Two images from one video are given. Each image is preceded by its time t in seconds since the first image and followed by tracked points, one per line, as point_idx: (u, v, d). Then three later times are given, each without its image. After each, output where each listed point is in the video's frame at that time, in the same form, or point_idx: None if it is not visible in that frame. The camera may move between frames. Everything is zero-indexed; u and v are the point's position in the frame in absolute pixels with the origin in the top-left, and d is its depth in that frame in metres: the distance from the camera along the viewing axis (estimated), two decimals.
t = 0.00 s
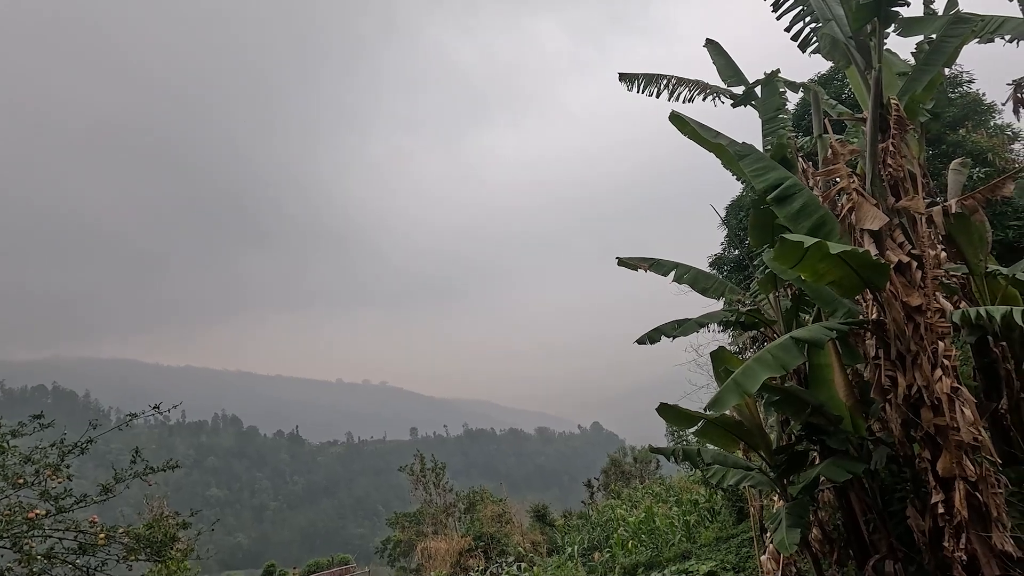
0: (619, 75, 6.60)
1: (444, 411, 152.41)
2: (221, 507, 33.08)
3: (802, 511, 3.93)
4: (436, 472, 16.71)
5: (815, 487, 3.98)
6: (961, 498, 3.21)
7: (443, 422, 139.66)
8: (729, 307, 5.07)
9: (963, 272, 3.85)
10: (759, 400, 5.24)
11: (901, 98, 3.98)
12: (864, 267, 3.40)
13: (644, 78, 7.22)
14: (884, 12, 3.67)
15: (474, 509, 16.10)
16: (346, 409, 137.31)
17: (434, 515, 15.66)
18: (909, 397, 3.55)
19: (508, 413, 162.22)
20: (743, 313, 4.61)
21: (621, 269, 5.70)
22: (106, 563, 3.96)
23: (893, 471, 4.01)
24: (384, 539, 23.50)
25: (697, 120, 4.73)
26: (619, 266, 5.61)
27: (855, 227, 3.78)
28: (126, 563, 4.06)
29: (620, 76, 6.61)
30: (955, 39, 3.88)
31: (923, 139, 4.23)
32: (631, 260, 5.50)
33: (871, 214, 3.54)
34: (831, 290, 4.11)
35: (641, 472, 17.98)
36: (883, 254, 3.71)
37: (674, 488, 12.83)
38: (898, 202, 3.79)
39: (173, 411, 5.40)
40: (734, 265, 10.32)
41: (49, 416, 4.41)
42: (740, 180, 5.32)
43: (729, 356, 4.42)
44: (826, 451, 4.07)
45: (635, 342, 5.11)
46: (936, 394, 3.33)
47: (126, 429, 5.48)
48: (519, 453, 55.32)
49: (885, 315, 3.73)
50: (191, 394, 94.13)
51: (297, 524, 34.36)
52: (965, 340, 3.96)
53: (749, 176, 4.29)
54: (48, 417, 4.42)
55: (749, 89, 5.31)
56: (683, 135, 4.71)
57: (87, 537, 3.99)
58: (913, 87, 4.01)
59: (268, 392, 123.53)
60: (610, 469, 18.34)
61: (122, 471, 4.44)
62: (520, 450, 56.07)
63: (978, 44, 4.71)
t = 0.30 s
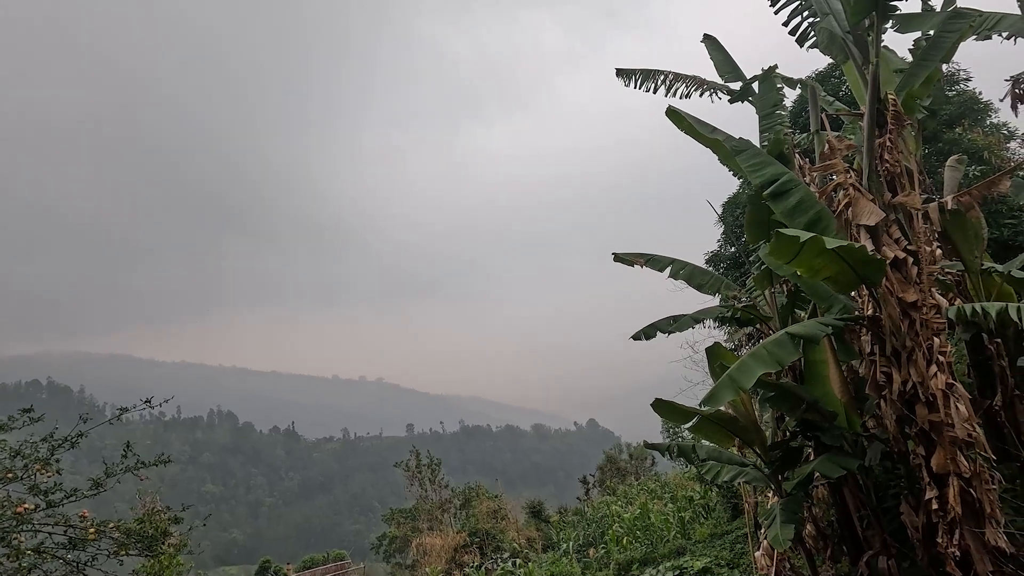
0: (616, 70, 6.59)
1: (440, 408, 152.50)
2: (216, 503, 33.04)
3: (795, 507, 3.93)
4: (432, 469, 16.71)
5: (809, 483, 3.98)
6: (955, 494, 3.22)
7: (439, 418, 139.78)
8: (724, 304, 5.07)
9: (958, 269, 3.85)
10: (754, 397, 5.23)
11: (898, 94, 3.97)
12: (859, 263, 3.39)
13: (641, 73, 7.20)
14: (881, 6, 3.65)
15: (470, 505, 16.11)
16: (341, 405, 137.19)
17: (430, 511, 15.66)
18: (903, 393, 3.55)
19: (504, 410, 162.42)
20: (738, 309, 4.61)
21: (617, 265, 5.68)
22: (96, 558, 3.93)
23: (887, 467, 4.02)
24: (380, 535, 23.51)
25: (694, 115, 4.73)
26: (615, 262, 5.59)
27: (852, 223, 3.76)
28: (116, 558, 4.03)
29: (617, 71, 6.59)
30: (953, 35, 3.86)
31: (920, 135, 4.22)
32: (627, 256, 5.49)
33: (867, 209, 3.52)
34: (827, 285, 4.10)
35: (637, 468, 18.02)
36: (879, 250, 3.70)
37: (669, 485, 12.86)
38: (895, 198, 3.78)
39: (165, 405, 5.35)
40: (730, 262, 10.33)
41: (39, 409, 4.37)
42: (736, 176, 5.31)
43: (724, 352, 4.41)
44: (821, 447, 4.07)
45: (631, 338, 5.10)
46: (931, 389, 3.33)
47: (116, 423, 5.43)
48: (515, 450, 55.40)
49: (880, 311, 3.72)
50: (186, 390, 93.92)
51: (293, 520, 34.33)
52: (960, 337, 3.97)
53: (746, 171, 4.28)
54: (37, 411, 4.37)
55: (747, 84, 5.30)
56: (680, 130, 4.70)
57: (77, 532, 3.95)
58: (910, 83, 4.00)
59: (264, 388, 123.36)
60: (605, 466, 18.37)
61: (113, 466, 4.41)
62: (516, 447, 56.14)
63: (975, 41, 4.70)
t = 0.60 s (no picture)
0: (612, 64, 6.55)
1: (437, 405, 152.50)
2: (212, 500, 32.97)
3: (790, 503, 3.91)
4: (428, 465, 16.69)
5: (803, 478, 3.96)
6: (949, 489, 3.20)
7: (435, 416, 139.77)
8: (720, 299, 5.04)
9: (954, 265, 3.84)
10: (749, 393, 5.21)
11: (894, 87, 3.94)
12: (855, 256, 3.35)
13: (637, 68, 7.16)
14: None
15: (465, 501, 16.09)
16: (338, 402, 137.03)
17: (425, 508, 15.65)
18: (898, 388, 3.52)
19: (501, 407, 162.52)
20: (733, 304, 4.58)
21: (613, 260, 5.65)
22: (83, 554, 3.88)
23: (881, 463, 3.99)
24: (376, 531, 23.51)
25: (690, 108, 4.69)
26: (610, 257, 5.56)
27: (847, 216, 3.73)
28: (104, 554, 3.98)
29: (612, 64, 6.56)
30: (949, 28, 3.84)
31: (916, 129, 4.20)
32: (622, 251, 5.45)
33: (863, 203, 3.49)
34: (822, 280, 4.07)
35: (632, 465, 18.03)
36: (875, 244, 3.67)
37: (664, 482, 12.87)
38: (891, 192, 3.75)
39: (153, 400, 5.28)
40: (726, 259, 10.31)
41: (24, 404, 4.30)
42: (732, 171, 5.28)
43: (719, 347, 4.39)
44: (816, 442, 4.04)
45: (625, 333, 5.08)
46: (926, 384, 3.30)
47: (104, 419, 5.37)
48: (511, 446, 55.44)
49: (876, 306, 3.69)
50: (182, 386, 93.67)
51: (289, 516, 34.26)
52: (954, 333, 3.97)
53: (741, 165, 4.25)
54: (23, 406, 4.31)
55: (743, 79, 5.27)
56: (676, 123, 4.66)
57: (63, 528, 3.90)
58: (907, 76, 3.98)
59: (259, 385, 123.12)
60: (601, 463, 18.36)
61: (100, 462, 4.35)
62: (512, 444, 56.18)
63: (971, 36, 4.69)
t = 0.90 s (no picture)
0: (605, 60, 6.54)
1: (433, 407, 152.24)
2: (208, 502, 32.83)
3: (783, 498, 3.88)
4: (423, 466, 16.63)
5: (796, 474, 3.94)
6: (942, 483, 3.18)
7: (432, 417, 139.52)
8: (713, 294, 5.01)
9: (947, 260, 3.84)
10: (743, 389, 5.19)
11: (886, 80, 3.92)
12: (847, 248, 3.32)
13: (631, 64, 7.15)
14: None
15: (461, 502, 16.04)
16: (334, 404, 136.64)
17: (421, 509, 15.58)
18: (890, 382, 3.50)
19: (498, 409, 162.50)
20: (726, 299, 4.56)
21: (605, 256, 5.62)
22: (66, 553, 3.80)
23: (875, 459, 3.97)
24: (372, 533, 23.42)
25: (683, 102, 4.67)
26: (603, 253, 5.53)
27: (839, 209, 3.70)
28: (87, 552, 3.90)
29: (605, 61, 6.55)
30: (940, 20, 3.82)
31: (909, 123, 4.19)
32: (615, 247, 5.42)
33: (855, 194, 3.46)
34: (813, 273, 4.04)
35: (629, 466, 17.99)
36: (867, 236, 3.65)
37: (660, 482, 12.85)
38: (883, 184, 3.73)
39: (139, 397, 5.20)
40: (721, 258, 10.31)
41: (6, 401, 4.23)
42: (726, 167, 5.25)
43: (712, 341, 4.36)
44: (808, 438, 4.02)
45: (618, 329, 5.05)
46: (918, 377, 3.28)
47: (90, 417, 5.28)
48: (508, 448, 55.36)
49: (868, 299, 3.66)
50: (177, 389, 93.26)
51: (286, 519, 34.10)
52: (947, 330, 3.99)
53: (734, 159, 4.22)
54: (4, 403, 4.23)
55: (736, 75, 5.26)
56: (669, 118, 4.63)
57: (44, 526, 3.81)
58: (899, 69, 3.97)
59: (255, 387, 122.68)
60: (598, 464, 18.33)
61: (83, 459, 4.27)
62: (509, 445, 56.11)
63: (963, 32, 4.67)
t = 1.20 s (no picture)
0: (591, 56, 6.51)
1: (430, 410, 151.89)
2: (204, 505, 32.70)
3: (763, 493, 3.83)
4: (417, 467, 16.55)
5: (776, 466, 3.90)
6: (920, 475, 3.13)
7: (429, 420, 139.15)
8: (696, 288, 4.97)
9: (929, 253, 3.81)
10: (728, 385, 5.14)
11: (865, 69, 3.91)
12: (823, 236, 3.28)
13: (618, 61, 7.12)
14: None
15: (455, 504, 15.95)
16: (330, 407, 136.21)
17: (414, 511, 15.49)
18: (868, 373, 3.45)
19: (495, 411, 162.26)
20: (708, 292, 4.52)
21: (590, 251, 5.57)
22: (31, 550, 3.72)
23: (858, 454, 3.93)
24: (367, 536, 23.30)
25: (664, 96, 4.64)
26: (587, 248, 5.49)
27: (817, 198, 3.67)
28: (54, 550, 3.82)
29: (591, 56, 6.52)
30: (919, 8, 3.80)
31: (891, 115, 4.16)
32: (599, 241, 5.38)
33: (831, 182, 3.42)
34: (792, 264, 4.01)
35: (624, 468, 17.93)
36: (845, 226, 3.61)
37: (654, 483, 12.79)
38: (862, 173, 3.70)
39: (112, 392, 5.11)
40: (712, 257, 10.28)
41: None
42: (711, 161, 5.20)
43: (693, 334, 4.31)
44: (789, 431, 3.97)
45: (601, 324, 5.01)
46: (896, 368, 3.25)
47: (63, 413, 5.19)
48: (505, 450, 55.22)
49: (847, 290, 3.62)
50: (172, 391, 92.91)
51: (281, 521, 33.92)
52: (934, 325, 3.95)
53: (714, 150, 4.18)
54: None
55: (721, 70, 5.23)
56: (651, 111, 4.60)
57: (9, 523, 3.73)
58: (878, 58, 3.95)
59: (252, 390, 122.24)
60: (594, 465, 18.27)
61: (51, 454, 4.18)
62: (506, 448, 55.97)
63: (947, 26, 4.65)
